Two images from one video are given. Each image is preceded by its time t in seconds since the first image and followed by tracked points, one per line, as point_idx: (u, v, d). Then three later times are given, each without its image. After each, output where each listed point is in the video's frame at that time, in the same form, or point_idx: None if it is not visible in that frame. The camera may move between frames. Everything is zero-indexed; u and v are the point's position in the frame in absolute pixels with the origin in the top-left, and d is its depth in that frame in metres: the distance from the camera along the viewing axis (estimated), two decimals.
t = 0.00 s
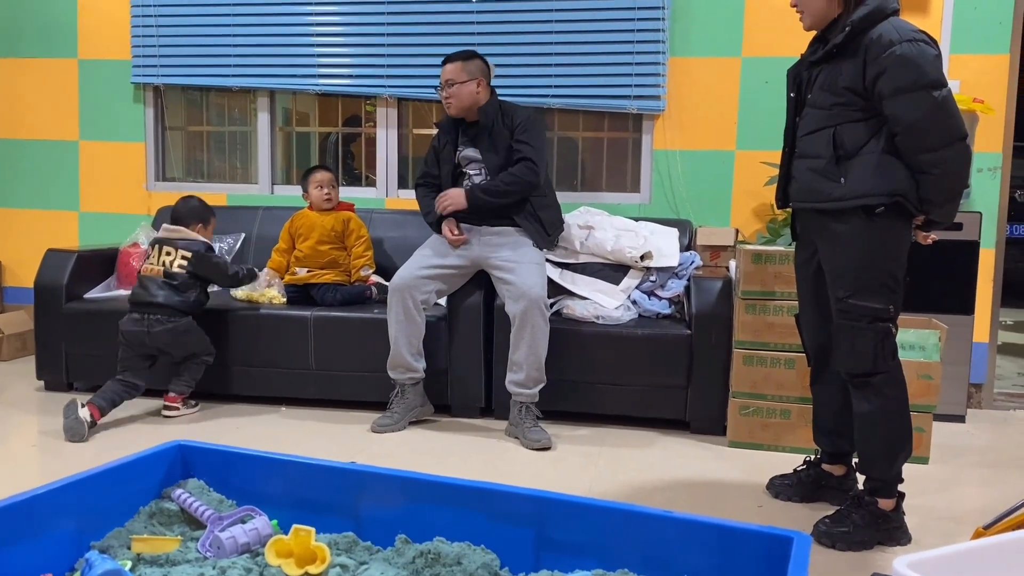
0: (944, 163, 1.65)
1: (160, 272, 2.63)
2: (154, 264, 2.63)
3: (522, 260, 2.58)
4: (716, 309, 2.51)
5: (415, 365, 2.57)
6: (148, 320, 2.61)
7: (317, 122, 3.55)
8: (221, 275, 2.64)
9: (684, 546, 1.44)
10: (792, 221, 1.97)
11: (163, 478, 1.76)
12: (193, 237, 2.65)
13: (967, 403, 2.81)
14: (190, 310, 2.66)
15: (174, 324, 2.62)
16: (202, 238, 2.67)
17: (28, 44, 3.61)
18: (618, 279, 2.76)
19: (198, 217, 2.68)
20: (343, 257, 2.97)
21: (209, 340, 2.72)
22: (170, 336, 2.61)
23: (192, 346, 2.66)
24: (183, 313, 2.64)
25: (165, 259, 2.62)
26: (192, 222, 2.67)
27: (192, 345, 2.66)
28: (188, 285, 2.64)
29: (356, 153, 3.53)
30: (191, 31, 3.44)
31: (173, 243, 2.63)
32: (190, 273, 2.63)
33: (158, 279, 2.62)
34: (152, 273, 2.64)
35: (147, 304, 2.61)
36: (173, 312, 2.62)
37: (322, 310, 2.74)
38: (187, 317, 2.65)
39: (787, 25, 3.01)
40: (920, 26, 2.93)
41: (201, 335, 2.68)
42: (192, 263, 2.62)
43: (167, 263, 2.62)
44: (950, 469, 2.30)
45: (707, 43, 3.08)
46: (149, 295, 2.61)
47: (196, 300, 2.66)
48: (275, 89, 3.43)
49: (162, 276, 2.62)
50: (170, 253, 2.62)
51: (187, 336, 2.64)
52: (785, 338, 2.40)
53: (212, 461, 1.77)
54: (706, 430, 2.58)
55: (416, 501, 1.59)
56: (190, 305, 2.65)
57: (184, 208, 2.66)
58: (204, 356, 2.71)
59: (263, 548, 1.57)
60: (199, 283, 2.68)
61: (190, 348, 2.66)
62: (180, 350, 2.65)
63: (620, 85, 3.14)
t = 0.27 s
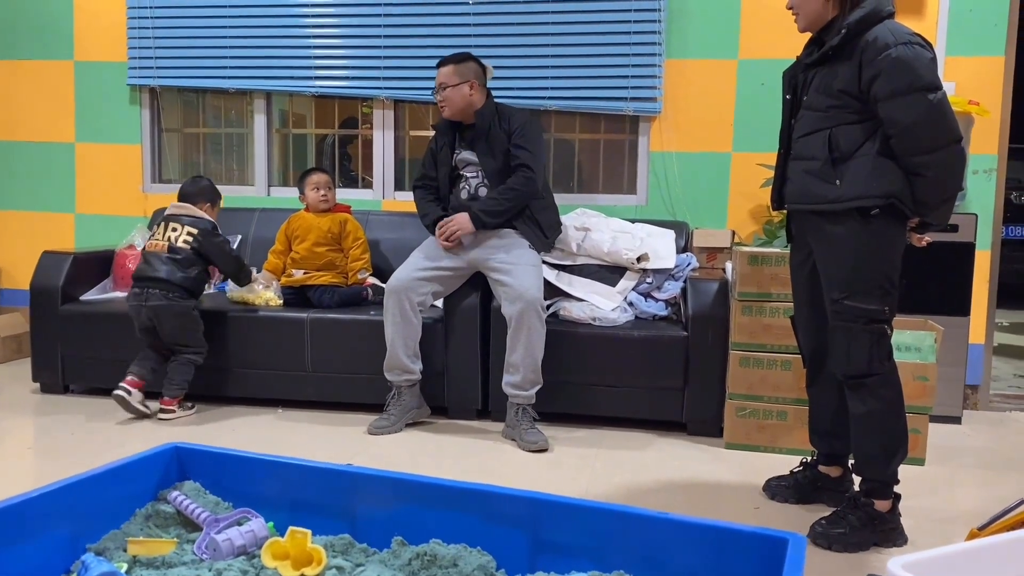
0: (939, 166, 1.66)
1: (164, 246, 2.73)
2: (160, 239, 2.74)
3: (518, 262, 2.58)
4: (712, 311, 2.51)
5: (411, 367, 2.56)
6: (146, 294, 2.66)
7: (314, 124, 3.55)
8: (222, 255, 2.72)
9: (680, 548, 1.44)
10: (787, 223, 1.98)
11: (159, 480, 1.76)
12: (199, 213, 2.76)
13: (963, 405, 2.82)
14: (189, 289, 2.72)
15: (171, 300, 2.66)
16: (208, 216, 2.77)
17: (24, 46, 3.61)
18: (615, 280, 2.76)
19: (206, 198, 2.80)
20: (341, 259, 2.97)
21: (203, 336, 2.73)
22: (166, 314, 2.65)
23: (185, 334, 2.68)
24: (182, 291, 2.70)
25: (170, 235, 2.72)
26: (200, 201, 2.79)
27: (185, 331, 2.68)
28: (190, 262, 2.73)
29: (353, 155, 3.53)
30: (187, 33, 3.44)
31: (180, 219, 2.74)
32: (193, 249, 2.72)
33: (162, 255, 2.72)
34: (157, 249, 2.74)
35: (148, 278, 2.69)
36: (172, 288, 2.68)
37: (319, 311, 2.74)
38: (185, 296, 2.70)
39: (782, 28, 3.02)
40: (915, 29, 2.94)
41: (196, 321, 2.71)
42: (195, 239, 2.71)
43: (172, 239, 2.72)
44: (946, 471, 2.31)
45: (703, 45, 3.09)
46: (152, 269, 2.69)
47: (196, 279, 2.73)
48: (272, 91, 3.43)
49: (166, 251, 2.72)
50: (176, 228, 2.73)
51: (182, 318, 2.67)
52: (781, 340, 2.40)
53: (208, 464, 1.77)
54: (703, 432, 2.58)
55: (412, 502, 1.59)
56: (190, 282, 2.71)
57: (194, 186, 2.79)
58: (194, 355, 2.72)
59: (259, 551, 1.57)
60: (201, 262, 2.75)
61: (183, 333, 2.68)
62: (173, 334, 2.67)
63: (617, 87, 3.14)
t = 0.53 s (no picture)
0: (937, 167, 1.66)
1: (163, 238, 2.75)
2: (158, 232, 2.76)
3: (516, 264, 2.58)
4: (709, 312, 2.51)
5: (409, 369, 2.56)
6: (144, 284, 2.67)
7: (311, 126, 3.55)
8: (219, 247, 2.76)
9: (676, 549, 1.44)
10: (785, 224, 1.98)
11: (156, 482, 1.76)
12: (197, 207, 2.80)
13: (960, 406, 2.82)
14: (185, 281, 2.73)
15: (166, 290, 2.67)
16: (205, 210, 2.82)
17: (20, 47, 3.61)
18: (612, 282, 2.76)
19: (204, 193, 2.87)
20: (340, 260, 2.97)
21: (193, 337, 2.71)
22: (158, 304, 2.66)
23: (175, 329, 2.67)
24: (178, 283, 2.71)
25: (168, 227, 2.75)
26: (197, 195, 2.84)
27: (175, 326, 2.67)
28: (188, 255, 2.74)
29: (350, 156, 3.52)
30: (184, 34, 3.44)
31: (179, 212, 2.77)
32: (191, 240, 2.74)
33: (160, 246, 2.73)
34: (155, 241, 2.76)
35: (146, 269, 2.70)
36: (168, 279, 2.69)
37: (316, 313, 2.73)
38: (180, 288, 2.71)
39: (780, 29, 3.02)
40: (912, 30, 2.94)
41: (188, 316, 2.70)
42: (193, 231, 2.75)
43: (170, 231, 2.74)
44: (944, 472, 2.31)
45: (700, 46, 3.09)
46: (150, 260, 2.71)
47: (193, 271, 2.75)
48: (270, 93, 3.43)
49: (164, 243, 2.74)
50: (174, 220, 2.76)
51: (174, 310, 2.66)
52: (778, 341, 2.40)
53: (204, 465, 1.76)
54: (700, 433, 2.58)
55: (409, 504, 1.59)
56: (186, 274, 2.72)
57: (193, 180, 2.86)
58: (181, 356, 2.69)
59: (255, 552, 1.57)
60: (199, 254, 2.77)
61: (173, 327, 2.67)
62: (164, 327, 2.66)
63: (614, 89, 3.15)
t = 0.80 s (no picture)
0: (935, 169, 1.66)
1: (162, 236, 2.77)
2: (158, 231, 2.79)
3: (515, 265, 2.58)
4: (708, 313, 2.51)
5: (408, 370, 2.56)
6: (144, 281, 2.70)
7: (310, 127, 3.55)
8: (217, 244, 2.78)
9: (676, 550, 1.44)
10: (784, 225, 1.98)
11: (155, 483, 1.76)
12: (195, 204, 2.82)
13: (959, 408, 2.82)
14: (185, 278, 2.75)
15: (165, 286, 2.69)
16: (202, 206, 2.83)
17: (19, 48, 3.61)
18: (612, 283, 2.76)
19: (198, 187, 2.86)
20: (343, 261, 2.96)
21: (192, 335, 2.71)
22: (157, 300, 2.67)
23: (172, 326, 2.68)
24: (178, 280, 2.73)
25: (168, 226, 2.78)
26: (193, 190, 2.85)
27: (173, 323, 2.68)
28: (188, 252, 2.77)
29: (349, 157, 3.52)
30: (183, 36, 3.44)
31: (178, 210, 2.80)
32: (190, 237, 2.77)
33: (160, 244, 2.76)
34: (155, 240, 2.78)
35: (146, 267, 2.73)
36: (168, 275, 2.71)
37: (315, 314, 2.73)
38: (181, 285, 2.73)
39: (779, 31, 3.02)
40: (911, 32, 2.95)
41: (187, 313, 2.71)
42: (192, 228, 2.77)
43: (169, 229, 2.77)
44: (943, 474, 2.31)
45: (699, 48, 3.09)
46: (150, 258, 2.74)
47: (193, 268, 2.77)
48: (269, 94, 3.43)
49: (164, 241, 2.76)
50: (174, 219, 2.78)
51: (172, 306, 2.68)
52: (776, 342, 2.41)
53: (203, 467, 1.76)
54: (699, 434, 2.58)
55: (408, 505, 1.59)
56: (186, 270, 2.75)
57: (189, 176, 2.86)
58: (179, 354, 2.69)
59: (254, 553, 1.57)
60: (198, 252, 2.79)
61: (171, 324, 2.67)
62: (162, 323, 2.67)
63: (613, 90, 3.15)
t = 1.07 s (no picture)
0: (934, 170, 1.67)
1: (163, 237, 2.77)
2: (159, 231, 2.79)
3: (514, 266, 2.58)
4: (708, 314, 2.51)
5: (408, 371, 2.56)
6: (149, 282, 2.70)
7: (310, 128, 3.55)
8: (217, 241, 2.78)
9: (676, 551, 1.44)
10: (783, 226, 1.99)
11: (156, 484, 1.76)
12: (193, 200, 2.81)
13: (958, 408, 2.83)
14: (190, 275, 2.75)
15: (170, 285, 2.69)
16: (198, 201, 2.82)
17: (19, 49, 3.61)
18: (611, 284, 2.76)
19: (192, 181, 2.83)
20: (346, 263, 2.93)
21: (196, 333, 2.71)
22: (162, 299, 2.67)
23: (177, 324, 2.67)
24: (183, 278, 2.73)
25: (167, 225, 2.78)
26: (189, 186, 2.82)
27: (179, 321, 2.67)
28: (189, 249, 2.76)
29: (349, 158, 3.52)
30: (183, 37, 3.44)
31: (176, 208, 2.79)
32: (190, 235, 2.76)
33: (162, 245, 2.76)
34: (157, 240, 2.78)
35: (151, 268, 2.73)
36: (173, 275, 2.72)
37: (315, 315, 2.74)
38: (186, 283, 2.73)
39: (778, 32, 3.03)
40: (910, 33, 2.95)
41: (193, 310, 2.70)
42: (190, 225, 2.76)
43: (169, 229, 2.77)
44: (942, 475, 2.31)
45: (699, 49, 3.10)
46: (154, 258, 2.74)
47: (196, 265, 2.77)
48: (269, 95, 3.43)
49: (165, 241, 2.76)
50: (172, 218, 2.78)
51: (178, 304, 2.67)
52: (776, 343, 2.41)
53: (204, 467, 1.76)
54: (699, 435, 2.58)
55: (409, 506, 1.59)
56: (191, 268, 2.75)
57: (181, 171, 2.83)
58: (184, 351, 2.69)
59: (255, 554, 1.57)
60: (200, 249, 2.79)
61: (177, 322, 2.67)
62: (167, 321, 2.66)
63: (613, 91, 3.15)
